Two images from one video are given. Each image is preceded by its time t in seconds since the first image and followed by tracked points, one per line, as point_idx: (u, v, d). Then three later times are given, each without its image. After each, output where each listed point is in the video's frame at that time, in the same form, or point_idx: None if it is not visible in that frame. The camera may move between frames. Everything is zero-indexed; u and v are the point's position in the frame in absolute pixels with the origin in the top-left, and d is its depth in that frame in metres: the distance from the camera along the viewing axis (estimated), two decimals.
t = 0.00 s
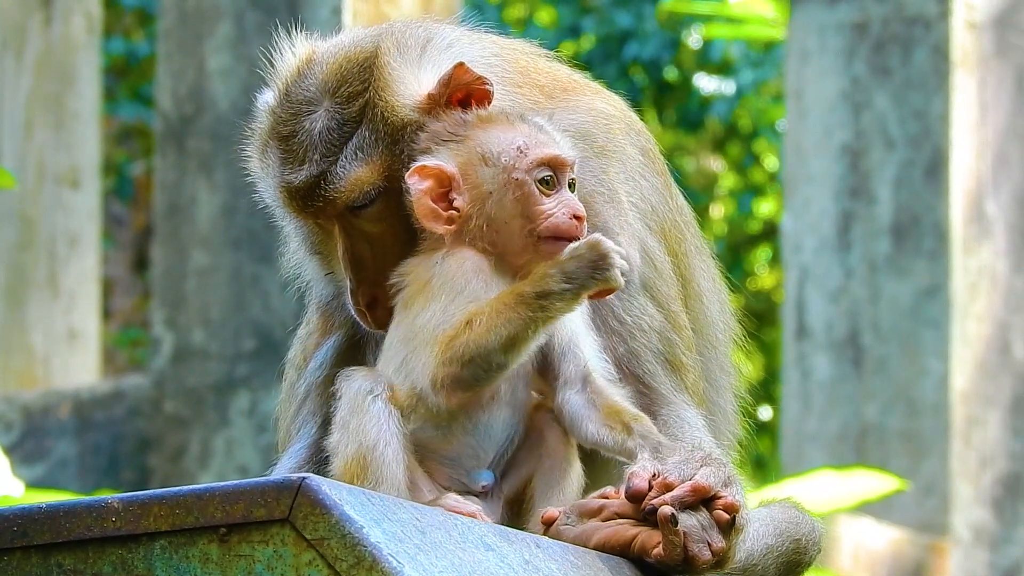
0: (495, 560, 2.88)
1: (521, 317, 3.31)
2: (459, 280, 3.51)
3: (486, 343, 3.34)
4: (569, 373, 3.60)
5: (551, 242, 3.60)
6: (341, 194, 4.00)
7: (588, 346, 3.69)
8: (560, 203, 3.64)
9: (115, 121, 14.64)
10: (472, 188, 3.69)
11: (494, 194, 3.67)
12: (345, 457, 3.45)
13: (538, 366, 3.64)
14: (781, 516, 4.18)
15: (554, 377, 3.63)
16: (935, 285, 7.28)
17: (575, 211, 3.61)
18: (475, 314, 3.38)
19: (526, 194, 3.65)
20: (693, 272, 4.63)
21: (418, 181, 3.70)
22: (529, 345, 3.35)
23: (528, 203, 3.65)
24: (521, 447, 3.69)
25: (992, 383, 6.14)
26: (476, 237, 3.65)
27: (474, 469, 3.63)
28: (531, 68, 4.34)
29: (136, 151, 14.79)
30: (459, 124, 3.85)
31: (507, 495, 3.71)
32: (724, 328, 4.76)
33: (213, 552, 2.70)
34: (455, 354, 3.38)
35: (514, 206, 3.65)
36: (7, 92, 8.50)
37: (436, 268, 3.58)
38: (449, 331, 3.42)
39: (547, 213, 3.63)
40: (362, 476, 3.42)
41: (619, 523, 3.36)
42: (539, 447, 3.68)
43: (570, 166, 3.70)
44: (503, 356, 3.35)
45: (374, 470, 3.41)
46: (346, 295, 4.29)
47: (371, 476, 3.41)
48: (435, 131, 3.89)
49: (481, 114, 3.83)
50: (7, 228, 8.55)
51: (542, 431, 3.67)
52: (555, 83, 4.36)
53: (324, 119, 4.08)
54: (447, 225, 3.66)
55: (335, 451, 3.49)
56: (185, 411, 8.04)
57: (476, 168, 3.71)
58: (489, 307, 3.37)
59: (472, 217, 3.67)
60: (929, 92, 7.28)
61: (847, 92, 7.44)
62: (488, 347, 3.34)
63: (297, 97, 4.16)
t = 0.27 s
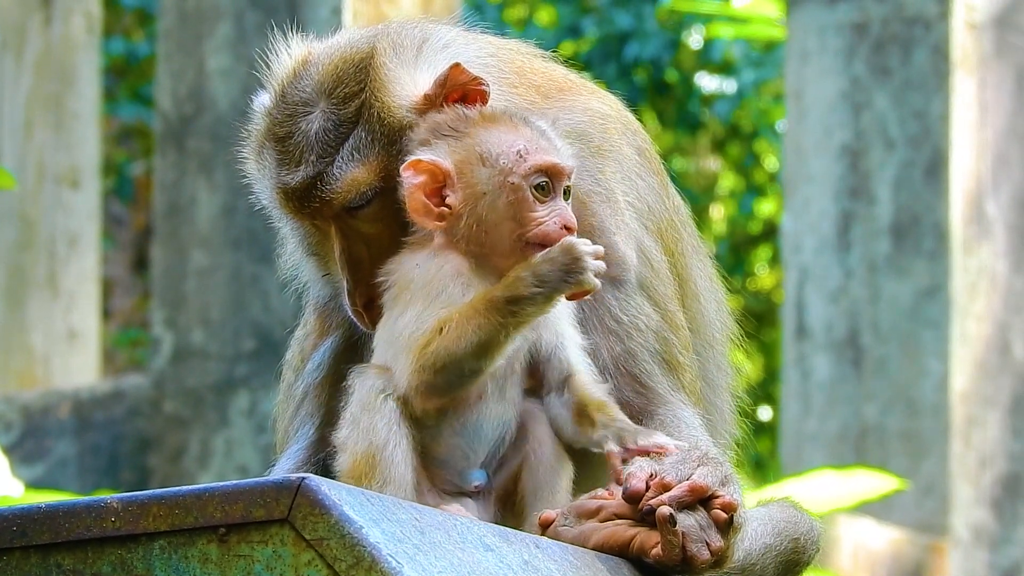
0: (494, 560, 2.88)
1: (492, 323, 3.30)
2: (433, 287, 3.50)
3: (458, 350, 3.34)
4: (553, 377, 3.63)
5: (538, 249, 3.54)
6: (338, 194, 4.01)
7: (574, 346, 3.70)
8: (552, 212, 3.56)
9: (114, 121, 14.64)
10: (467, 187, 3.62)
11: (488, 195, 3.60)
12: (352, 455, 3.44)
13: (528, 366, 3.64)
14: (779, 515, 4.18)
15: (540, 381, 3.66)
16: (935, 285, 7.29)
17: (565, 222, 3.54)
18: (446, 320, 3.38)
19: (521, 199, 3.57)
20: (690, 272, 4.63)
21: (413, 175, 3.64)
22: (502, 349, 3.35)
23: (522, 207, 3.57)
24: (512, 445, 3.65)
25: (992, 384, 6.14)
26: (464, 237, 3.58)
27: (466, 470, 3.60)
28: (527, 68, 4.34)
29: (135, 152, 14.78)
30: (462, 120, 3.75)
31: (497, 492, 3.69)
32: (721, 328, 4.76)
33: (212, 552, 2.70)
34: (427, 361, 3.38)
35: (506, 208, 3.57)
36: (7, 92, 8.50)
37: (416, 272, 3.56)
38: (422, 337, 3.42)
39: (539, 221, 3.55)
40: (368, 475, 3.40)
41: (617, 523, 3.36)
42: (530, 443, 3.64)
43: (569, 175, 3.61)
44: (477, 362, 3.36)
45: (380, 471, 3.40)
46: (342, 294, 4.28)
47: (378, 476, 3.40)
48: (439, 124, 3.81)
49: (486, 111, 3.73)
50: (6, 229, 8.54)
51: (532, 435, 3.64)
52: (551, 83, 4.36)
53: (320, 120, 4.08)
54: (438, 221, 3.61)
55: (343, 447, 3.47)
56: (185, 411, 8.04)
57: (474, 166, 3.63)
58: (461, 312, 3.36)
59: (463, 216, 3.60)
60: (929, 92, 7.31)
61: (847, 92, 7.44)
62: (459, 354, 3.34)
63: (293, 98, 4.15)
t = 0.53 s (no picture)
0: (495, 559, 2.88)
1: (478, 343, 3.31)
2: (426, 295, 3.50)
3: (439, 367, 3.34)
4: (547, 377, 3.64)
5: (535, 268, 3.52)
6: (341, 192, 4.00)
7: (568, 345, 3.71)
8: (555, 233, 3.52)
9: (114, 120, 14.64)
10: (473, 197, 3.57)
11: (494, 209, 3.56)
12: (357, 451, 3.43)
13: (522, 365, 3.64)
14: (780, 514, 4.18)
15: (534, 380, 3.66)
16: (935, 284, 7.28)
17: (565, 245, 3.50)
18: (431, 334, 3.38)
19: (527, 216, 3.53)
20: (691, 270, 4.63)
21: (419, 181, 3.59)
22: (483, 370, 3.35)
23: (527, 225, 3.53)
24: (512, 445, 3.67)
25: (992, 382, 6.15)
26: (462, 247, 3.56)
27: (468, 473, 3.62)
28: (529, 66, 4.33)
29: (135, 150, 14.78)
30: (474, 126, 3.66)
31: (497, 493, 3.70)
32: (722, 326, 4.76)
33: (212, 550, 2.70)
34: (408, 372, 3.37)
35: (511, 224, 3.53)
36: (7, 91, 8.50)
37: (408, 280, 3.55)
38: (406, 348, 3.41)
39: (541, 241, 3.51)
40: (372, 473, 3.40)
41: (618, 521, 3.35)
42: (526, 443, 3.67)
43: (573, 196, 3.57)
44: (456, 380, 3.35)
45: (385, 469, 3.40)
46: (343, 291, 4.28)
47: (382, 474, 3.40)
48: (450, 126, 3.70)
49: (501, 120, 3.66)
50: (6, 227, 8.54)
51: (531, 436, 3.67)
52: (553, 81, 4.34)
53: (322, 118, 4.11)
54: (440, 229, 3.58)
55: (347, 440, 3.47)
56: (185, 409, 8.04)
57: (483, 177, 3.58)
58: (447, 329, 3.36)
59: (465, 225, 3.57)
60: (929, 91, 7.30)
61: (847, 91, 7.44)
62: (440, 370, 3.34)
63: (295, 96, 4.20)
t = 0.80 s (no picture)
0: (494, 556, 2.88)
1: (436, 334, 3.34)
2: (401, 288, 3.53)
3: (399, 356, 3.38)
4: (542, 373, 3.67)
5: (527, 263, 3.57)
6: (341, 189, 4.01)
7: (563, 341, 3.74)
8: (548, 229, 3.57)
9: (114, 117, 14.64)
10: (467, 191, 3.61)
11: (488, 205, 3.60)
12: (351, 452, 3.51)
13: (512, 360, 3.70)
14: (779, 512, 4.19)
15: (530, 376, 3.70)
16: (935, 282, 7.27)
17: (559, 239, 3.55)
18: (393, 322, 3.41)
19: (520, 211, 3.58)
20: (692, 268, 4.62)
21: (414, 177, 3.61)
22: (443, 360, 3.39)
23: (520, 219, 3.58)
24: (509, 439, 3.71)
25: (990, 379, 6.16)
26: (455, 242, 3.59)
27: (467, 469, 3.69)
28: (529, 64, 4.32)
29: (135, 148, 14.78)
30: (466, 122, 3.70)
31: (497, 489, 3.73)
32: (723, 324, 4.76)
33: (212, 548, 2.70)
34: (369, 362, 3.41)
35: (504, 219, 3.58)
36: (7, 88, 8.50)
37: (389, 272, 3.61)
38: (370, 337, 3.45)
39: (534, 236, 3.57)
40: (367, 473, 3.47)
41: (618, 518, 3.35)
42: (523, 439, 3.67)
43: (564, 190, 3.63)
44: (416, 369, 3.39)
45: (378, 468, 3.47)
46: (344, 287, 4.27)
47: (376, 473, 3.47)
48: (442, 122, 3.74)
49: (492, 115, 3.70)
50: (7, 224, 8.54)
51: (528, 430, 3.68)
52: (554, 78, 4.33)
53: (323, 115, 4.11)
54: (434, 224, 3.60)
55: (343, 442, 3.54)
56: (185, 406, 8.04)
57: (478, 172, 3.62)
58: (406, 318, 3.39)
59: (460, 220, 3.60)
60: (929, 89, 7.27)
61: (847, 88, 7.43)
62: (400, 360, 3.38)
63: (296, 93, 4.20)
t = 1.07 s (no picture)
0: (492, 559, 2.88)
1: (454, 346, 3.37)
2: (414, 296, 3.57)
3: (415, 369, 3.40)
4: (538, 379, 3.65)
5: (527, 279, 3.56)
6: (341, 192, 4.01)
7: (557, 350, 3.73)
8: (555, 249, 3.55)
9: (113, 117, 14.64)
10: (480, 198, 3.59)
11: (499, 214, 3.58)
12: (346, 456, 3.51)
13: (508, 367, 3.69)
14: (778, 514, 4.18)
15: (525, 383, 3.67)
16: (934, 282, 7.30)
17: (564, 262, 3.53)
18: (410, 334, 3.44)
19: (531, 227, 3.55)
20: (691, 269, 4.62)
21: (427, 175, 3.61)
22: (458, 376, 3.41)
23: (529, 235, 3.55)
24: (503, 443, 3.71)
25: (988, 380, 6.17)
26: (463, 244, 3.60)
27: (461, 474, 3.69)
28: (529, 65, 4.32)
29: (134, 148, 14.78)
30: (493, 130, 3.66)
31: (492, 490, 3.74)
32: (722, 326, 4.76)
33: (210, 550, 2.70)
34: (385, 373, 3.43)
35: (514, 232, 3.55)
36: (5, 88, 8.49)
37: (400, 274, 3.64)
38: (385, 347, 3.48)
39: (540, 254, 3.54)
40: (360, 475, 3.47)
41: (616, 520, 3.35)
42: (516, 442, 3.69)
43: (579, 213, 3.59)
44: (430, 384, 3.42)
45: (372, 471, 3.47)
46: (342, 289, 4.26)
47: (370, 475, 3.47)
48: (468, 125, 3.70)
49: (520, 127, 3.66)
50: (5, 224, 8.54)
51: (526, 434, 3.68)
52: (553, 81, 4.34)
53: (322, 117, 4.12)
54: (443, 225, 3.62)
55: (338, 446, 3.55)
56: (184, 407, 8.03)
57: (495, 181, 3.59)
58: (425, 332, 3.43)
59: (469, 224, 3.60)
60: (927, 90, 7.29)
61: (846, 89, 7.44)
62: (416, 372, 3.40)
63: (295, 95, 4.20)
